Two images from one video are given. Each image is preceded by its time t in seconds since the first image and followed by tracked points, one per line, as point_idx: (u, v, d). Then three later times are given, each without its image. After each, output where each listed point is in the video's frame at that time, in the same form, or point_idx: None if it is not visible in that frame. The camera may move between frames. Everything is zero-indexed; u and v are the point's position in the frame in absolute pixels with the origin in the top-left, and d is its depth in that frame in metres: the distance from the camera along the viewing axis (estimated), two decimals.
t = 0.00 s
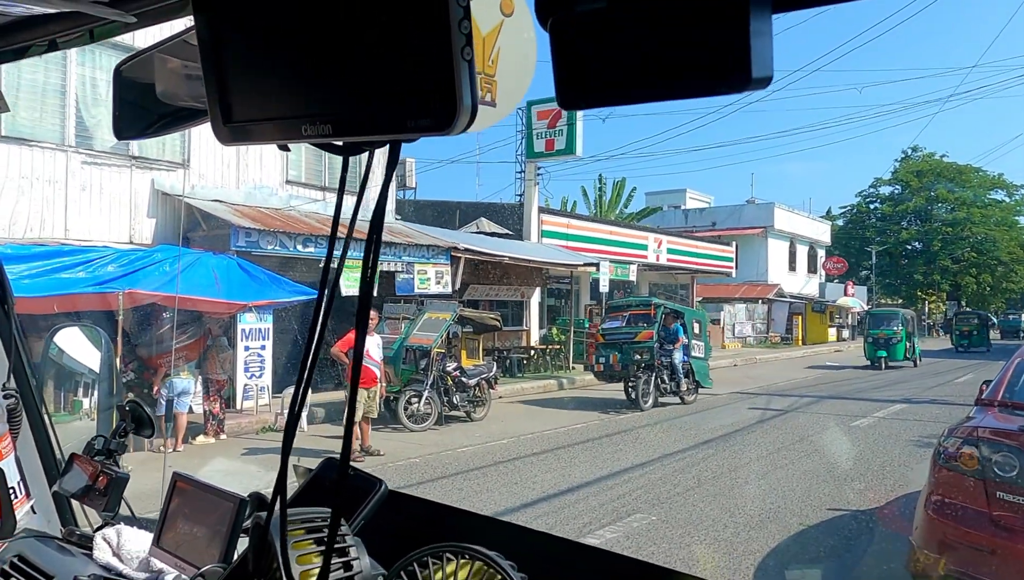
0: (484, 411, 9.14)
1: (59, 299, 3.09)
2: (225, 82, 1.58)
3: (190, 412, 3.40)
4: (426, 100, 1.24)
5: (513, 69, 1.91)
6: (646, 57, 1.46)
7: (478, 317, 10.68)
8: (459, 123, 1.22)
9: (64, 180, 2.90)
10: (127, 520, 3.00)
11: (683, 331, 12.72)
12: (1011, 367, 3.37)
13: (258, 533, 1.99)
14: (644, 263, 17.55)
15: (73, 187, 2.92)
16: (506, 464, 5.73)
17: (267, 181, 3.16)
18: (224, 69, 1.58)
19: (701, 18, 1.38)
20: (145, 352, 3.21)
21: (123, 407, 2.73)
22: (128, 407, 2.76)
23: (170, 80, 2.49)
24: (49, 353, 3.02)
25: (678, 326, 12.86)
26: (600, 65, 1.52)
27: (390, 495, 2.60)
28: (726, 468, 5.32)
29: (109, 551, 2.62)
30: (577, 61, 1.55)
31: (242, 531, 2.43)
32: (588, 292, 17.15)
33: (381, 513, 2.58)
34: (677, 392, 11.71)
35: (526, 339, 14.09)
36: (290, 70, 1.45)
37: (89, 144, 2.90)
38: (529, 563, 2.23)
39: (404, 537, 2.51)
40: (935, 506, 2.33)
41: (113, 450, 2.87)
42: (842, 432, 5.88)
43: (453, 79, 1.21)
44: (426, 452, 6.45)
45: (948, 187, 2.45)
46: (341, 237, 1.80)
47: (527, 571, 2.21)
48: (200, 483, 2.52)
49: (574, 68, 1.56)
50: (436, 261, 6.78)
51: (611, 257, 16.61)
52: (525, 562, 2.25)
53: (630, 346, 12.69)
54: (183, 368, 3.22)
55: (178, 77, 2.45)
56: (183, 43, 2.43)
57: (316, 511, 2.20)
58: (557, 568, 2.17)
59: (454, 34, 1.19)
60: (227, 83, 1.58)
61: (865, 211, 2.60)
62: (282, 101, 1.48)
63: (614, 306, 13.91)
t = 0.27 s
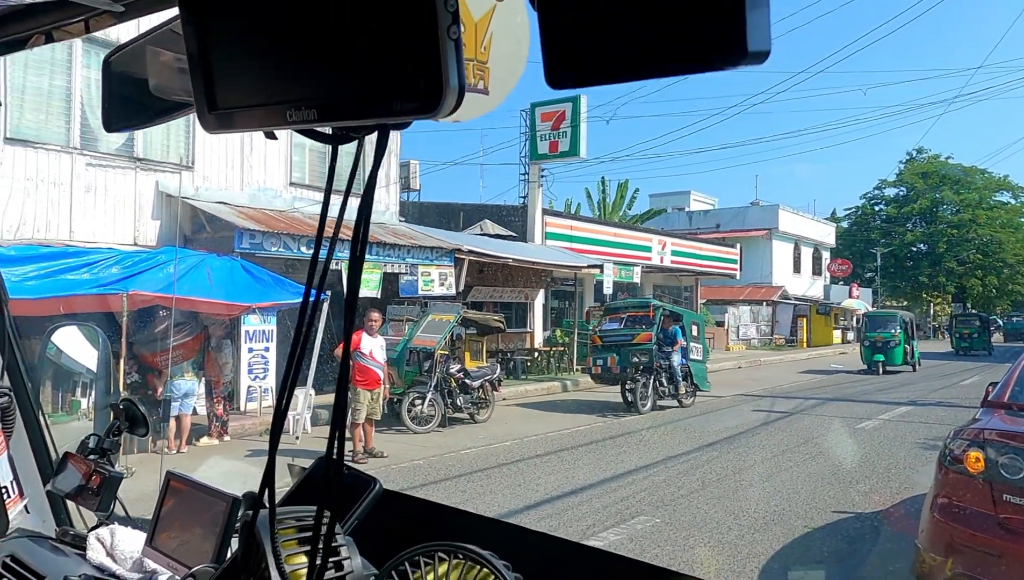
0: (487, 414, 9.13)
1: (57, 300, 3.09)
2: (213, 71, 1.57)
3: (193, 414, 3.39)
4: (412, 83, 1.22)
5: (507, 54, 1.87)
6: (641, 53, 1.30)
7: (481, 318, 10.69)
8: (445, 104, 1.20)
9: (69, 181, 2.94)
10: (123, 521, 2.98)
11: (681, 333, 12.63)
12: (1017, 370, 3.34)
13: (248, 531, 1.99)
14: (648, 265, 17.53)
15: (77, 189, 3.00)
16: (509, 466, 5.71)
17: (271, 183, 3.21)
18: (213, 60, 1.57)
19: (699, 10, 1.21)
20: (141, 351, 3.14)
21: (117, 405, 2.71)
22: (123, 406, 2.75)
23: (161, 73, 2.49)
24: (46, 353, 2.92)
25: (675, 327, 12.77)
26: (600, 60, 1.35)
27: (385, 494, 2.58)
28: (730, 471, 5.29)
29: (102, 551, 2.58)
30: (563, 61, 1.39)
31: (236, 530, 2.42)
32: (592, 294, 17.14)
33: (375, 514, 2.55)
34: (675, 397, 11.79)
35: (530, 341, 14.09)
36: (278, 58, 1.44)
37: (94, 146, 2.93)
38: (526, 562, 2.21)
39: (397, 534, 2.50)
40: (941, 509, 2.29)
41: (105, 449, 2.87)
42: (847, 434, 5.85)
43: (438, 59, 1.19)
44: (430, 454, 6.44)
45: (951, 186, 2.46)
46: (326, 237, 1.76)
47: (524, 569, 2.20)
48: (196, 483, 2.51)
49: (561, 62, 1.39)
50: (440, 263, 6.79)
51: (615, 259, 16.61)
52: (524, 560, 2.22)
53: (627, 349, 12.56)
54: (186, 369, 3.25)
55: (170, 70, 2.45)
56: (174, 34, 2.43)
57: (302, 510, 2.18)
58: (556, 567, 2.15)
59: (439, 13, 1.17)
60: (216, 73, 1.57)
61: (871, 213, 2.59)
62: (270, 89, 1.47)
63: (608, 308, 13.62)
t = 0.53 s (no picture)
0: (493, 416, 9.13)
1: (66, 303, 3.14)
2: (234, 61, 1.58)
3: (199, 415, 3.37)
4: (438, 72, 1.24)
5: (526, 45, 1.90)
6: (641, 46, 1.47)
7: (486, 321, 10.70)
8: (472, 92, 1.21)
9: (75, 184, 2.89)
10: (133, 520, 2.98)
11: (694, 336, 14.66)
12: None
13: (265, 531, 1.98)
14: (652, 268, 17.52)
15: (84, 191, 2.90)
16: (515, 468, 5.71)
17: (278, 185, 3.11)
18: (233, 50, 1.58)
19: (696, 6, 1.37)
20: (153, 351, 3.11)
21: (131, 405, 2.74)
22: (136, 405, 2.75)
23: (175, 69, 2.50)
24: (58, 353, 3.15)
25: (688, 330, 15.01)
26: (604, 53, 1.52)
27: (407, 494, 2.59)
28: (737, 473, 5.28)
29: (114, 550, 2.59)
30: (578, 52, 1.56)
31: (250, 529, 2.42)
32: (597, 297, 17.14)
33: (397, 514, 2.57)
34: (676, 399, 11.94)
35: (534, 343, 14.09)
36: (302, 47, 1.45)
37: (101, 149, 2.94)
38: (546, 561, 2.22)
39: (421, 534, 2.50)
40: (949, 511, 2.25)
41: (118, 448, 2.86)
42: (854, 437, 5.83)
43: (467, 47, 1.20)
44: (436, 456, 6.44)
45: (959, 191, 2.43)
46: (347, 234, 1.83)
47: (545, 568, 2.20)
48: (208, 483, 2.51)
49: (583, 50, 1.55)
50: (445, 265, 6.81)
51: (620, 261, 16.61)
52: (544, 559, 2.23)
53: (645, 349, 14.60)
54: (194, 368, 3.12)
55: (184, 66, 2.46)
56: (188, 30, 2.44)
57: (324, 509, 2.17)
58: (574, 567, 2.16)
59: None
60: (236, 62, 1.59)
61: (876, 216, 2.65)
62: (293, 79, 1.49)
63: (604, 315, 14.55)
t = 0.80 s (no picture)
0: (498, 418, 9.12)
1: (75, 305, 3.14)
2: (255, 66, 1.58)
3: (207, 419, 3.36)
4: (464, 77, 1.22)
5: (553, 44, 1.87)
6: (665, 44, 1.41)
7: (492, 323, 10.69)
8: (499, 97, 1.19)
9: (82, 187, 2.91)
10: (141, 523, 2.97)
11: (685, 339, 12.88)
12: None
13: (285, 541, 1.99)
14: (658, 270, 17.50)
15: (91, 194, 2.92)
16: (521, 471, 5.70)
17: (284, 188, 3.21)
18: (254, 56, 1.58)
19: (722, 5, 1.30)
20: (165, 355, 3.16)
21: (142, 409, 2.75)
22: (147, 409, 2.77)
23: (189, 73, 2.51)
24: (68, 356, 3.05)
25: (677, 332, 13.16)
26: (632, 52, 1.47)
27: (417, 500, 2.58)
28: (743, 476, 5.26)
29: (126, 556, 2.60)
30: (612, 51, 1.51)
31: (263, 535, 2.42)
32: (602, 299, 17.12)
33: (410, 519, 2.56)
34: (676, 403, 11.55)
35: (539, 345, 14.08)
36: (325, 52, 1.44)
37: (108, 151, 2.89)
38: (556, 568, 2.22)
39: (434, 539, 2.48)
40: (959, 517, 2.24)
41: (130, 453, 2.89)
42: (861, 440, 5.80)
43: (496, 52, 1.18)
44: (441, 458, 6.44)
45: (965, 192, 2.42)
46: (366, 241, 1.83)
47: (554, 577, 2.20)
48: (218, 488, 2.51)
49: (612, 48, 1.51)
50: (450, 268, 6.81)
51: (625, 264, 16.60)
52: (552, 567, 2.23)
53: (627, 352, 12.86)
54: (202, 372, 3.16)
55: (197, 70, 2.47)
56: (203, 34, 2.45)
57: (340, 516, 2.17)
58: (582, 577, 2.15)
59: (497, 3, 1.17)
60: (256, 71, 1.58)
61: (882, 217, 2.61)
62: (315, 84, 1.47)
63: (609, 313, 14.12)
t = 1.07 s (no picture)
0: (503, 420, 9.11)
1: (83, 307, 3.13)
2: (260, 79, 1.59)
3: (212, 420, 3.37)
4: (466, 92, 1.23)
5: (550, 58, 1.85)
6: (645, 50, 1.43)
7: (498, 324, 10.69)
8: (501, 114, 1.21)
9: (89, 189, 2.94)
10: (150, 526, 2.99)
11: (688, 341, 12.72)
12: None
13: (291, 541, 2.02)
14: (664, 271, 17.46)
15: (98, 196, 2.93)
16: (527, 472, 5.70)
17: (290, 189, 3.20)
18: (260, 69, 1.59)
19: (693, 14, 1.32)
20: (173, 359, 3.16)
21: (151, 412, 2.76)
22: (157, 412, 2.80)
23: (198, 82, 2.52)
24: (77, 360, 3.05)
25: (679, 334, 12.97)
26: (632, 58, 1.46)
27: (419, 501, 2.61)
28: (749, 477, 5.25)
29: (135, 557, 2.63)
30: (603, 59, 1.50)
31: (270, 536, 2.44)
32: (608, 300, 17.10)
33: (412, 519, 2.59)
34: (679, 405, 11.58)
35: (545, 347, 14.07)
36: (328, 67, 1.45)
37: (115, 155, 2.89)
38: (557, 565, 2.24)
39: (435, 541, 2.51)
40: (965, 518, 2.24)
41: (140, 456, 2.89)
42: (868, 442, 5.77)
43: (496, 68, 1.20)
44: (446, 460, 6.44)
45: (972, 193, 2.40)
46: (370, 246, 1.85)
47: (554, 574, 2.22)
48: (226, 490, 2.53)
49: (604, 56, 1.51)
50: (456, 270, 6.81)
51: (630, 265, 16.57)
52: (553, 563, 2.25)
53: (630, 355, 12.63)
54: (208, 375, 3.18)
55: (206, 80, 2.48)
56: (212, 44, 2.45)
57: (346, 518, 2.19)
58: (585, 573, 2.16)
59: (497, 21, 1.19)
60: (261, 86, 1.59)
61: (890, 217, 2.60)
62: (319, 98, 1.48)
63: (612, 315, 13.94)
